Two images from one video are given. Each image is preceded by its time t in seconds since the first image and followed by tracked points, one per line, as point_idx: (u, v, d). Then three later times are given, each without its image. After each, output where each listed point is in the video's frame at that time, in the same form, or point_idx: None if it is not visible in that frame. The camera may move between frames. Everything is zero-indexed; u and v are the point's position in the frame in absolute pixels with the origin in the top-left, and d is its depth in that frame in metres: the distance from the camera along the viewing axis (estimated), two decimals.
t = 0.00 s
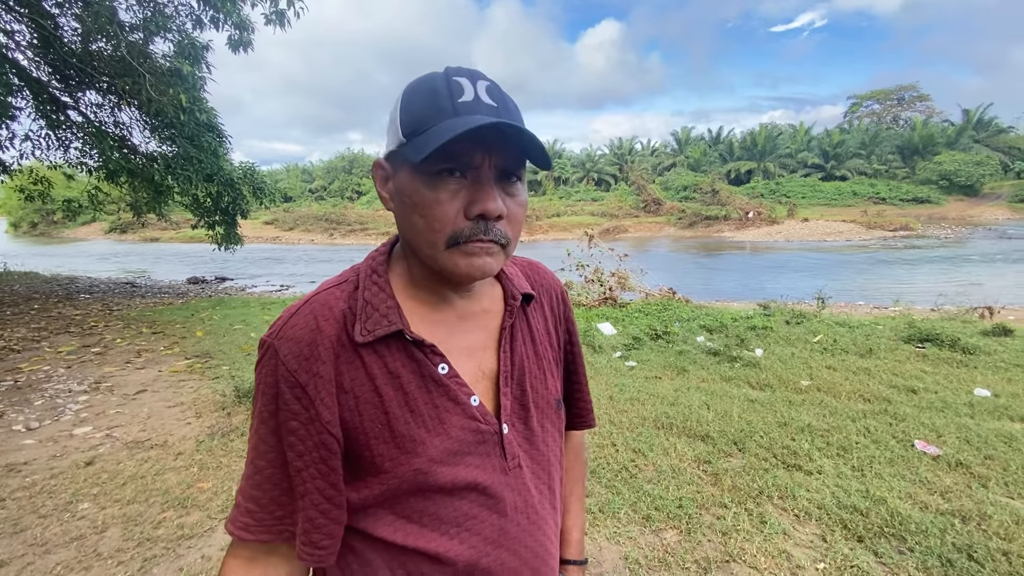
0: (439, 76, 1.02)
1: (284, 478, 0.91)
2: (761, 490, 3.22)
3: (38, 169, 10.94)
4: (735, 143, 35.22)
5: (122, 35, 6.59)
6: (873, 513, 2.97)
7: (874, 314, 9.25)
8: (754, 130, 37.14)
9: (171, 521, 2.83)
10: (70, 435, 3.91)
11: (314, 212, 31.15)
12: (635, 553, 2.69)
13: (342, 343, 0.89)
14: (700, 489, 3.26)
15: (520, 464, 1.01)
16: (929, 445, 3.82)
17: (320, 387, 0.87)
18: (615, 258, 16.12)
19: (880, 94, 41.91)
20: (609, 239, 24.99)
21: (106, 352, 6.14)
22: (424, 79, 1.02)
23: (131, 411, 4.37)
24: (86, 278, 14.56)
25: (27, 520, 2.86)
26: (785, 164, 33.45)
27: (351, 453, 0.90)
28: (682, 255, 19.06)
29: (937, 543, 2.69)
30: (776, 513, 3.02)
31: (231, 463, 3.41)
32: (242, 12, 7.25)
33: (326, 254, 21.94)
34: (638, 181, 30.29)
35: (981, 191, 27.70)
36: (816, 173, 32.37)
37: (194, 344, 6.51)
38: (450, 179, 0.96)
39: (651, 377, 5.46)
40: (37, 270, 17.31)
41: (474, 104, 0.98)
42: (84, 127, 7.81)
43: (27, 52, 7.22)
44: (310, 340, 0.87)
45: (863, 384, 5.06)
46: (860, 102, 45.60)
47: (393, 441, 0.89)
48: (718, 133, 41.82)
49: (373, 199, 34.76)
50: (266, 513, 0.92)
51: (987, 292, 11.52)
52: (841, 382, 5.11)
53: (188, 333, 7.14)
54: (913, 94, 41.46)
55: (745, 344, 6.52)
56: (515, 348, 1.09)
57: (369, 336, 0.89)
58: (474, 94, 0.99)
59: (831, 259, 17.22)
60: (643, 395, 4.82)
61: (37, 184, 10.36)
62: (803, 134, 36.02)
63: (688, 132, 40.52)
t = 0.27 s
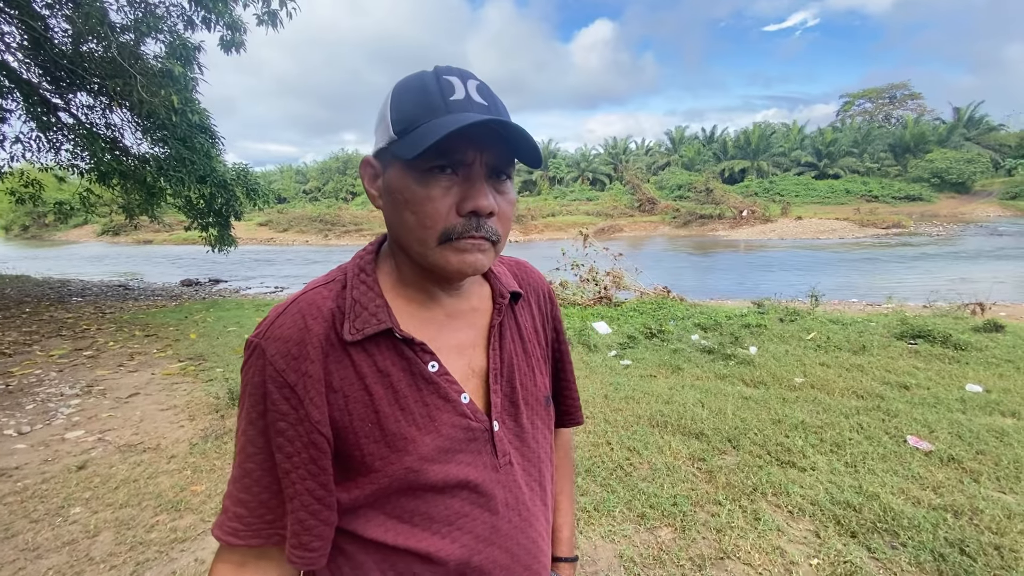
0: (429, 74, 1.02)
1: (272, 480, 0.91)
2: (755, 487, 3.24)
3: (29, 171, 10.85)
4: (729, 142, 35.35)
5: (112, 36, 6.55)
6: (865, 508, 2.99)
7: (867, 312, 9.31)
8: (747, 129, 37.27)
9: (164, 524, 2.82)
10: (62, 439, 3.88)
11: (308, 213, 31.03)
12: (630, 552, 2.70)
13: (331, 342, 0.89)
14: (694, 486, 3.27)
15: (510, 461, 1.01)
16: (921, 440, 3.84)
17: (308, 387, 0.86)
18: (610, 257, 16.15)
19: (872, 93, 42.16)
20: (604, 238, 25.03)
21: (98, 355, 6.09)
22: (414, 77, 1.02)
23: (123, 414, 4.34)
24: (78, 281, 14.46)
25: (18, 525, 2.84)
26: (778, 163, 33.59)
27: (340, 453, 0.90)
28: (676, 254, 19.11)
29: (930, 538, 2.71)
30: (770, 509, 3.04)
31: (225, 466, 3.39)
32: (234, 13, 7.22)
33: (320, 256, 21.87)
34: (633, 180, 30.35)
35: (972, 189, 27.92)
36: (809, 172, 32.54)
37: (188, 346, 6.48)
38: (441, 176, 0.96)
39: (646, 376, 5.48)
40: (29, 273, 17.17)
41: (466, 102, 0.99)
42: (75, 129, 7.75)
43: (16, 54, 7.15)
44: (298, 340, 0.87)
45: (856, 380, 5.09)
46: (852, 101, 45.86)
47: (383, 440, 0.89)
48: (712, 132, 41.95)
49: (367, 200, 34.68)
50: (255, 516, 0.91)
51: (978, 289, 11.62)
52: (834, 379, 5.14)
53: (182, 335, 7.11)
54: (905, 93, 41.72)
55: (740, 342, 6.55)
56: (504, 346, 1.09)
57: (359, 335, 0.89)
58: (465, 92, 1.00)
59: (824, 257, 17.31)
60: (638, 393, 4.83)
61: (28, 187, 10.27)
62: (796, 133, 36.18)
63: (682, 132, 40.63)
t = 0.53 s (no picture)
0: (418, 76, 1.02)
1: (260, 483, 0.91)
2: (751, 485, 3.25)
3: (22, 173, 10.79)
4: (724, 142, 35.46)
5: (106, 38, 6.52)
6: (860, 506, 3.00)
7: (862, 310, 9.36)
8: (742, 128, 37.38)
9: (159, 528, 2.81)
10: (56, 443, 3.86)
11: (304, 214, 30.95)
12: (626, 551, 2.70)
13: (319, 344, 0.89)
14: (690, 485, 3.28)
15: (500, 464, 1.01)
16: (915, 438, 3.87)
17: (296, 389, 0.87)
18: (606, 257, 16.18)
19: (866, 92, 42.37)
20: (600, 238, 25.07)
21: (92, 359, 6.06)
22: (403, 79, 1.02)
23: (118, 418, 4.33)
24: (73, 284, 14.39)
25: (12, 530, 2.82)
26: (773, 162, 33.70)
27: (328, 456, 0.90)
28: (672, 254, 19.15)
29: (924, 535, 2.73)
30: (765, 508, 3.05)
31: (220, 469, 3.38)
32: (228, 14, 7.20)
33: (316, 257, 21.81)
34: (629, 180, 30.41)
35: (966, 187, 28.09)
36: (804, 171, 32.67)
37: (183, 349, 6.46)
38: (431, 177, 0.96)
39: (643, 375, 5.49)
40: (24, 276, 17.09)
41: (455, 104, 0.99)
42: (69, 131, 7.72)
43: (9, 56, 7.11)
44: (286, 342, 0.87)
45: (851, 378, 5.12)
46: (846, 100, 46.07)
47: (371, 443, 0.89)
48: (707, 132, 42.05)
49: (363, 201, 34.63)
50: (242, 518, 0.91)
51: (972, 286, 11.69)
52: (829, 377, 5.16)
53: (177, 338, 7.08)
54: (899, 92, 41.94)
55: (736, 340, 6.57)
56: (494, 348, 1.09)
57: (347, 337, 0.89)
58: (455, 94, 1.00)
59: (819, 256, 17.38)
60: (634, 393, 4.84)
61: (21, 189, 10.21)
62: (790, 132, 36.32)
63: (678, 131, 40.71)
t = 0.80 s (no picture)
0: (409, 76, 1.02)
1: (254, 480, 0.91)
2: (748, 484, 3.26)
3: (16, 175, 10.73)
4: (720, 141, 35.53)
5: (101, 39, 6.50)
6: (857, 503, 3.01)
7: (858, 308, 9.40)
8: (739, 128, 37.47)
9: (156, 530, 2.80)
10: (52, 446, 3.85)
11: (300, 215, 30.89)
12: (624, 550, 2.70)
13: (313, 342, 0.89)
14: (688, 484, 3.28)
15: (493, 461, 1.02)
16: (911, 435, 3.88)
17: (291, 387, 0.87)
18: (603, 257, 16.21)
19: (861, 91, 42.54)
20: (597, 238, 25.10)
21: (88, 361, 6.04)
22: (394, 79, 1.02)
23: (114, 420, 4.31)
24: (68, 286, 14.32)
25: (8, 533, 2.81)
26: (769, 162, 33.79)
27: (322, 453, 0.90)
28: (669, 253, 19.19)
29: (920, 532, 2.74)
30: (762, 506, 3.06)
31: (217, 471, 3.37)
32: (224, 15, 7.19)
33: (312, 258, 21.77)
34: (625, 180, 30.46)
35: (961, 185, 28.23)
36: (800, 170, 32.78)
37: (180, 351, 6.44)
38: (422, 177, 0.97)
39: (640, 374, 5.50)
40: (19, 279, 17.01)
41: (446, 103, 0.99)
42: (63, 132, 7.68)
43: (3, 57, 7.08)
44: (280, 340, 0.88)
45: (847, 376, 5.14)
46: (841, 100, 46.25)
47: (365, 440, 0.89)
48: (703, 131, 42.15)
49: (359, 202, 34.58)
50: (238, 517, 0.91)
51: (967, 284, 11.75)
52: (826, 375, 5.18)
53: (174, 340, 7.06)
54: (894, 91, 42.13)
55: (733, 339, 6.59)
56: (488, 346, 1.10)
57: (341, 334, 0.89)
58: (445, 94, 1.00)
59: (815, 255, 17.45)
60: (631, 392, 4.85)
61: (15, 191, 10.16)
62: (786, 132, 36.42)
63: (674, 131, 40.79)
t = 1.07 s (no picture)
0: (406, 81, 1.02)
1: (253, 474, 0.91)
2: (747, 483, 3.26)
3: (12, 176, 10.68)
4: (718, 141, 35.57)
5: (97, 39, 6.48)
6: (855, 502, 3.02)
7: (856, 307, 9.42)
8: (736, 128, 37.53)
9: (154, 532, 2.79)
10: (49, 448, 3.83)
11: (298, 216, 30.84)
12: (623, 550, 2.70)
13: (313, 340, 0.89)
14: (687, 484, 3.28)
15: (492, 458, 1.01)
16: (909, 434, 3.89)
17: (290, 384, 0.87)
18: (601, 257, 16.22)
19: (858, 91, 42.67)
20: (595, 238, 25.11)
21: (85, 363, 6.02)
22: (392, 83, 1.02)
23: (111, 422, 4.29)
24: (65, 287, 14.26)
25: (5, 536, 2.80)
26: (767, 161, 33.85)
27: (321, 449, 0.90)
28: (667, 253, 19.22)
29: (918, 531, 2.75)
30: (761, 506, 3.06)
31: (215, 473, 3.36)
32: (221, 15, 7.17)
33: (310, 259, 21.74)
34: (623, 180, 30.49)
35: (957, 185, 28.33)
36: (797, 170, 32.85)
37: (178, 352, 6.43)
38: (420, 178, 0.96)
39: (638, 374, 5.51)
40: (16, 280, 16.96)
41: (443, 106, 0.99)
42: (60, 133, 7.65)
43: None
44: (280, 337, 0.88)
45: (845, 376, 5.15)
46: (838, 100, 46.38)
47: (364, 436, 0.89)
48: (701, 131, 42.20)
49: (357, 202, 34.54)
50: (237, 510, 0.91)
51: (964, 283, 11.78)
52: (824, 374, 5.19)
53: (171, 341, 7.04)
54: (890, 91, 42.26)
55: (731, 339, 6.60)
56: (486, 343, 1.10)
57: (340, 331, 0.89)
58: (442, 98, 1.00)
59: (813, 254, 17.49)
60: (630, 392, 4.85)
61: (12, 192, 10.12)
62: (784, 131, 36.49)
63: (672, 131, 40.83)
